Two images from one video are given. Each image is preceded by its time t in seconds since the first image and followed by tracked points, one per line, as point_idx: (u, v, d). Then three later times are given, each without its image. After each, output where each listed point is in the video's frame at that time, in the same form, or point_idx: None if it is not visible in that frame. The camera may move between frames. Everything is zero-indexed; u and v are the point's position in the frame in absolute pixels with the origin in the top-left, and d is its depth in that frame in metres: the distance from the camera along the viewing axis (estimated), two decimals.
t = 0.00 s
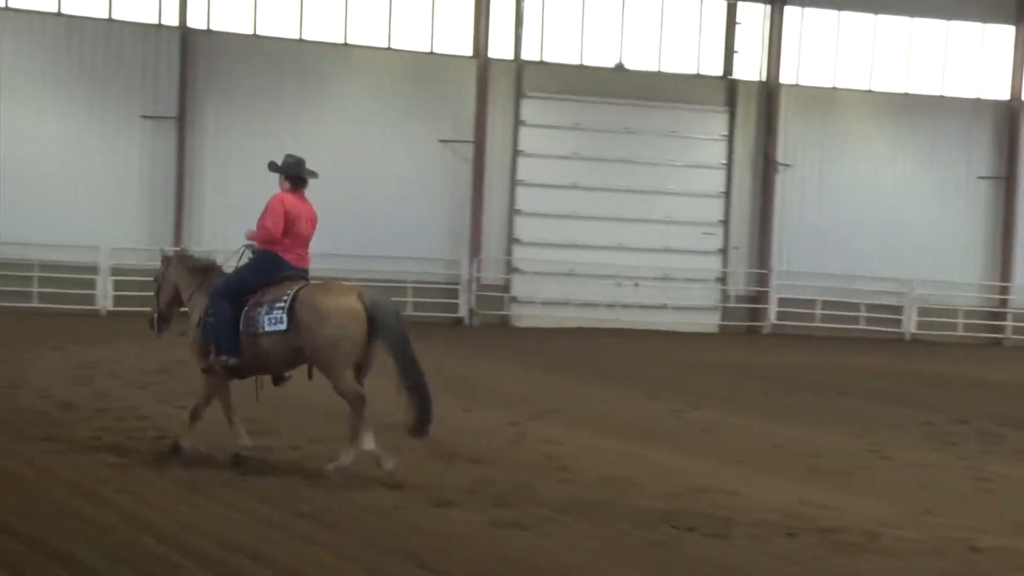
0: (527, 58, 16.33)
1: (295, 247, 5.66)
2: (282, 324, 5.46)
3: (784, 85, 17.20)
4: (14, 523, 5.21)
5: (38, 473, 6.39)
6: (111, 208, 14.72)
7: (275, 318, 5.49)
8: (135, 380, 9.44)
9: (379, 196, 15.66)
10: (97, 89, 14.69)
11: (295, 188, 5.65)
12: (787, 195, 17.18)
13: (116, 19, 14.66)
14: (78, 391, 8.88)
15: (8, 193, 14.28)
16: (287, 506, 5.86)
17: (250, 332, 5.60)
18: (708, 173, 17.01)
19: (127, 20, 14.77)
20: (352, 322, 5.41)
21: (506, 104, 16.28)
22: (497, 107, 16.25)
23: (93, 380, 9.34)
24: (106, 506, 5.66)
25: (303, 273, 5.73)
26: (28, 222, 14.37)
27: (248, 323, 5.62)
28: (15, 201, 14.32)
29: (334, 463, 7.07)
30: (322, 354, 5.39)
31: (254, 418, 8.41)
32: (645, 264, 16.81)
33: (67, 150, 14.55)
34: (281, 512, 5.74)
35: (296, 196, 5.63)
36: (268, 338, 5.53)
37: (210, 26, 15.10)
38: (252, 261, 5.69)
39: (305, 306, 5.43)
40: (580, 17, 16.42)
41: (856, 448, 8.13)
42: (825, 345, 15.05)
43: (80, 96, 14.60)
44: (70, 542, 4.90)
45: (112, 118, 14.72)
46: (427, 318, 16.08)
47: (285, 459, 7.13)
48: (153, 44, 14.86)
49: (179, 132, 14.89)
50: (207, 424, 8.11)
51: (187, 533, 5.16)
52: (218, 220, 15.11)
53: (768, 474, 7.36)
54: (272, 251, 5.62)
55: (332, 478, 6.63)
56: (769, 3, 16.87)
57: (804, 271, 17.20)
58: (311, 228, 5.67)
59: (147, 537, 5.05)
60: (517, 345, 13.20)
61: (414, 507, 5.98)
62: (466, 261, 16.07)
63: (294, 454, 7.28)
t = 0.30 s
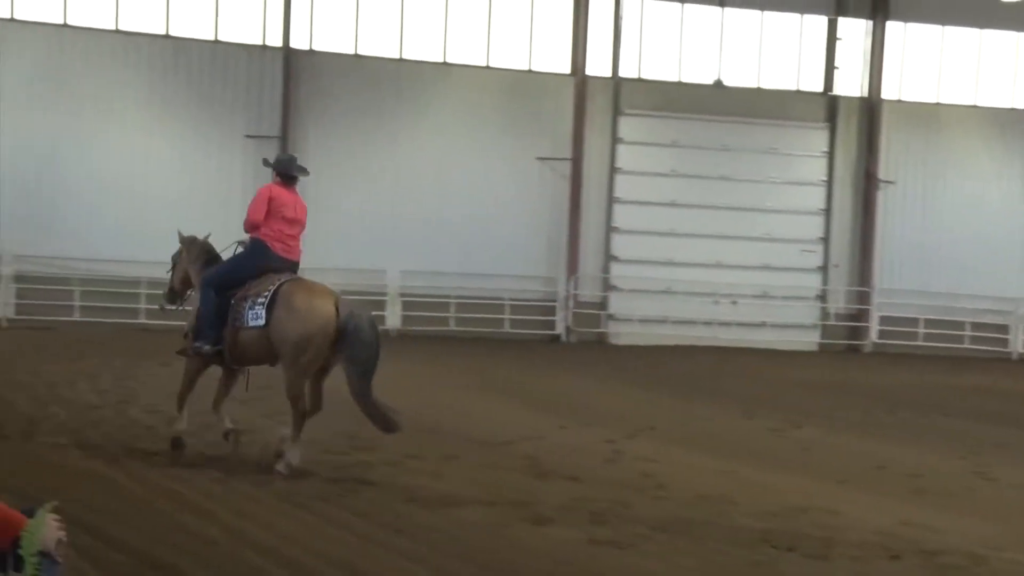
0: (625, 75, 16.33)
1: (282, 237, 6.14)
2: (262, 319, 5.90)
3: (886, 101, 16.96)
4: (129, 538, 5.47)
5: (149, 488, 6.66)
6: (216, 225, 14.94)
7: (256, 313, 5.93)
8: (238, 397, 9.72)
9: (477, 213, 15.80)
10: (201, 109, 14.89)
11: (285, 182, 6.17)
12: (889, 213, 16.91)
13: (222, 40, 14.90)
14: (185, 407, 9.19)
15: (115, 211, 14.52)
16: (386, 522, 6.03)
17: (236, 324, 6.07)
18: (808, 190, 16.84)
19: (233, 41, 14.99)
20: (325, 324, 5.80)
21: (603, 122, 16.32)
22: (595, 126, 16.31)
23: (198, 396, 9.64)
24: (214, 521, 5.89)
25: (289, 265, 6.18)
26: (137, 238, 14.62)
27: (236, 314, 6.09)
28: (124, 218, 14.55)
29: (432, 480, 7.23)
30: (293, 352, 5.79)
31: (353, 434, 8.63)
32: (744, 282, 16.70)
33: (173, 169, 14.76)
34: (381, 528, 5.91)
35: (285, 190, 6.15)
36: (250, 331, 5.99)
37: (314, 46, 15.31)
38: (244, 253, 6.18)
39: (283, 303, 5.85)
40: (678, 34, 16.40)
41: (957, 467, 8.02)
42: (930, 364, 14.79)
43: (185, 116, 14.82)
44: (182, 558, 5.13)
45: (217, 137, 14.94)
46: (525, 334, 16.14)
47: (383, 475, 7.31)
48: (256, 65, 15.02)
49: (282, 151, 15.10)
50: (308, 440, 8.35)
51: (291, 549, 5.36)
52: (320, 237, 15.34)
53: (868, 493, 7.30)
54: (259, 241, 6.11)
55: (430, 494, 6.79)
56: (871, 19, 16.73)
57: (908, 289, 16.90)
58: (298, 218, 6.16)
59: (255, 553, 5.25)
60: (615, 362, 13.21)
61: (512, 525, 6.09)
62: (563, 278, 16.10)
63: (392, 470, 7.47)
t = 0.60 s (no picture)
0: (705, 90, 16.23)
1: (266, 263, 6.59)
2: (241, 329, 6.43)
3: (972, 113, 16.64)
4: (213, 550, 5.60)
5: (231, 500, 6.81)
6: (297, 239, 15.20)
7: (236, 324, 6.46)
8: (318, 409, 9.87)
9: (554, 226, 15.82)
10: (284, 125, 15.12)
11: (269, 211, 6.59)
12: (974, 226, 16.55)
13: (306, 58, 15.17)
14: (266, 420, 9.37)
15: (201, 226, 14.87)
16: (464, 536, 6.08)
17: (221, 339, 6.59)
18: (891, 204, 16.53)
19: (317, 58, 15.26)
20: (297, 328, 6.29)
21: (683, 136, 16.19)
22: (675, 140, 16.20)
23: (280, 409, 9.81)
24: (295, 533, 6.01)
25: (274, 287, 6.66)
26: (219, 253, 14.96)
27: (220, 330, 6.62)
28: (208, 233, 14.90)
29: (510, 494, 7.26)
30: (270, 356, 6.29)
31: (432, 448, 8.70)
32: (824, 296, 16.47)
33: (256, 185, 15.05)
34: (459, 542, 5.96)
35: (270, 218, 6.55)
36: (233, 343, 6.51)
37: (396, 62, 15.48)
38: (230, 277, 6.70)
39: (260, 315, 6.37)
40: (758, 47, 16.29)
41: None
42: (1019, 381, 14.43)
43: (269, 133, 15.08)
44: (264, 571, 5.24)
45: (298, 153, 15.18)
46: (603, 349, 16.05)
47: (461, 489, 7.36)
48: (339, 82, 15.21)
49: (364, 167, 15.29)
50: (387, 454, 8.46)
51: (370, 562, 5.44)
52: (399, 251, 15.50)
53: (954, 513, 7.16)
54: (246, 267, 6.59)
55: (507, 508, 6.82)
56: (956, 30, 16.41)
57: (996, 304, 16.50)
58: (283, 246, 6.58)
59: (335, 566, 5.34)
60: (694, 377, 13.09)
61: (590, 540, 6.10)
62: (643, 293, 15.98)
63: (470, 484, 7.51)
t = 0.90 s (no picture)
0: (743, 92, 16.14)
1: (230, 251, 7.09)
2: (200, 324, 6.83)
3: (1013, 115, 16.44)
4: (251, 551, 5.67)
5: (269, 501, 6.88)
6: (334, 243, 15.28)
7: (197, 319, 6.87)
8: (355, 412, 9.92)
9: (589, 229, 15.79)
10: (321, 128, 15.18)
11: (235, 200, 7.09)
12: (1015, 229, 16.36)
13: (344, 61, 15.27)
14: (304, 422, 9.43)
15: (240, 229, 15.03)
16: (500, 538, 6.10)
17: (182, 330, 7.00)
18: (930, 207, 16.36)
19: (355, 62, 15.36)
20: (252, 327, 6.71)
21: (720, 138, 16.07)
22: (712, 144, 16.05)
23: (317, 411, 9.88)
24: (332, 535, 6.06)
25: (237, 275, 7.14)
26: (257, 255, 15.07)
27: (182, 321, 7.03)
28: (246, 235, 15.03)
29: (546, 496, 7.27)
30: (223, 353, 6.69)
31: (468, 450, 8.73)
32: (863, 299, 16.32)
33: (293, 189, 15.15)
34: (495, 544, 5.98)
35: (234, 209, 7.05)
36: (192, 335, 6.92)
37: (433, 66, 15.54)
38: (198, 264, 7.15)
39: (216, 312, 6.78)
40: (796, 50, 16.21)
41: None
42: None
43: (306, 136, 15.14)
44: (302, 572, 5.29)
45: (336, 157, 15.24)
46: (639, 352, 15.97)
47: (497, 491, 7.38)
48: (376, 86, 15.24)
49: (401, 171, 15.34)
50: (423, 456, 8.50)
51: (407, 564, 5.47)
52: (434, 253, 15.55)
53: (992, 519, 7.10)
54: (209, 255, 7.10)
55: (543, 511, 6.83)
56: (998, 32, 16.24)
57: None
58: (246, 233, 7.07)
59: (371, 568, 5.39)
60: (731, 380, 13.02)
61: (626, 543, 6.09)
62: (679, 295, 15.89)
63: (507, 487, 7.53)
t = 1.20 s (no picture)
0: (747, 92, 16.11)
1: (177, 253, 7.83)
2: (144, 310, 7.30)
3: (1018, 114, 16.42)
4: (255, 550, 5.68)
5: (273, 501, 6.90)
6: (338, 242, 15.28)
7: (142, 307, 7.33)
8: (359, 412, 9.93)
9: (593, 229, 15.79)
10: (326, 128, 15.18)
11: (181, 209, 7.89)
12: (1020, 230, 16.33)
13: (349, 61, 15.27)
14: (307, 422, 9.45)
15: (244, 228, 15.05)
16: (503, 538, 6.11)
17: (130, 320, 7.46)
18: (935, 207, 16.34)
19: (359, 62, 15.36)
20: (189, 307, 7.18)
21: (725, 138, 16.05)
22: (717, 143, 16.03)
23: (321, 410, 9.89)
24: (335, 534, 6.07)
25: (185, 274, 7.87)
26: (261, 254, 15.08)
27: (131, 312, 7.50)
28: (250, 235, 15.04)
29: (550, 497, 7.28)
30: (166, 334, 7.15)
31: (472, 450, 8.74)
32: (868, 299, 16.30)
33: (297, 188, 15.15)
34: (498, 544, 5.99)
35: (180, 215, 7.85)
36: (139, 323, 7.37)
37: (437, 66, 15.53)
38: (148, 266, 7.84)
39: (159, 298, 7.25)
40: (801, 50, 16.19)
41: None
42: None
43: (310, 135, 15.14)
44: (305, 572, 5.30)
45: (340, 156, 15.23)
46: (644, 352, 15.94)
47: (501, 492, 7.39)
48: (381, 85, 15.24)
49: (405, 171, 15.33)
50: (427, 456, 8.51)
51: (410, 564, 5.48)
52: (438, 253, 15.55)
53: (994, 518, 7.10)
54: (158, 258, 7.82)
55: (547, 511, 6.84)
56: (1003, 32, 16.21)
57: None
58: (193, 238, 7.85)
59: (374, 568, 5.40)
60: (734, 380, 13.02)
61: (630, 543, 6.10)
62: (683, 294, 15.88)
63: (510, 487, 7.54)
